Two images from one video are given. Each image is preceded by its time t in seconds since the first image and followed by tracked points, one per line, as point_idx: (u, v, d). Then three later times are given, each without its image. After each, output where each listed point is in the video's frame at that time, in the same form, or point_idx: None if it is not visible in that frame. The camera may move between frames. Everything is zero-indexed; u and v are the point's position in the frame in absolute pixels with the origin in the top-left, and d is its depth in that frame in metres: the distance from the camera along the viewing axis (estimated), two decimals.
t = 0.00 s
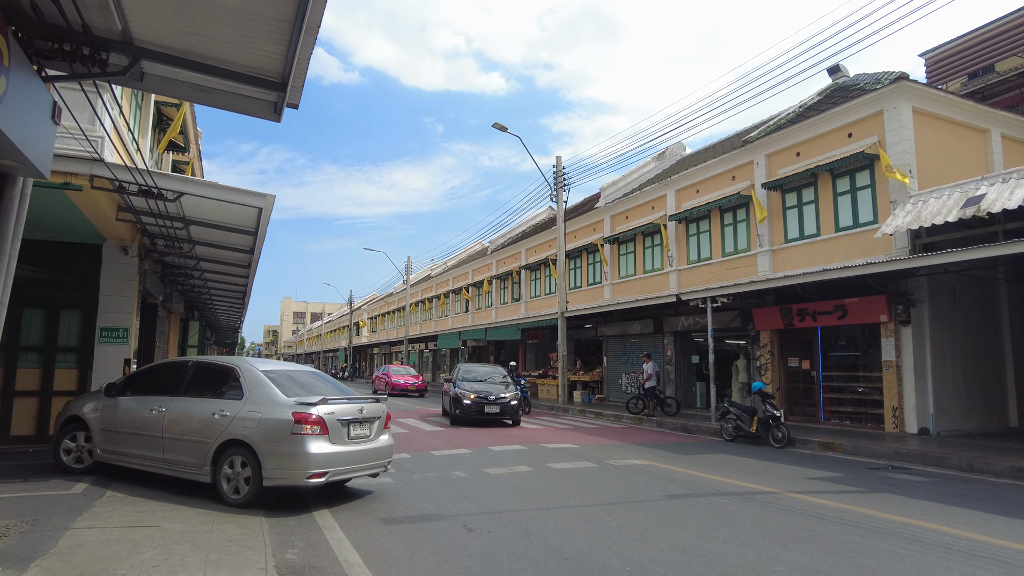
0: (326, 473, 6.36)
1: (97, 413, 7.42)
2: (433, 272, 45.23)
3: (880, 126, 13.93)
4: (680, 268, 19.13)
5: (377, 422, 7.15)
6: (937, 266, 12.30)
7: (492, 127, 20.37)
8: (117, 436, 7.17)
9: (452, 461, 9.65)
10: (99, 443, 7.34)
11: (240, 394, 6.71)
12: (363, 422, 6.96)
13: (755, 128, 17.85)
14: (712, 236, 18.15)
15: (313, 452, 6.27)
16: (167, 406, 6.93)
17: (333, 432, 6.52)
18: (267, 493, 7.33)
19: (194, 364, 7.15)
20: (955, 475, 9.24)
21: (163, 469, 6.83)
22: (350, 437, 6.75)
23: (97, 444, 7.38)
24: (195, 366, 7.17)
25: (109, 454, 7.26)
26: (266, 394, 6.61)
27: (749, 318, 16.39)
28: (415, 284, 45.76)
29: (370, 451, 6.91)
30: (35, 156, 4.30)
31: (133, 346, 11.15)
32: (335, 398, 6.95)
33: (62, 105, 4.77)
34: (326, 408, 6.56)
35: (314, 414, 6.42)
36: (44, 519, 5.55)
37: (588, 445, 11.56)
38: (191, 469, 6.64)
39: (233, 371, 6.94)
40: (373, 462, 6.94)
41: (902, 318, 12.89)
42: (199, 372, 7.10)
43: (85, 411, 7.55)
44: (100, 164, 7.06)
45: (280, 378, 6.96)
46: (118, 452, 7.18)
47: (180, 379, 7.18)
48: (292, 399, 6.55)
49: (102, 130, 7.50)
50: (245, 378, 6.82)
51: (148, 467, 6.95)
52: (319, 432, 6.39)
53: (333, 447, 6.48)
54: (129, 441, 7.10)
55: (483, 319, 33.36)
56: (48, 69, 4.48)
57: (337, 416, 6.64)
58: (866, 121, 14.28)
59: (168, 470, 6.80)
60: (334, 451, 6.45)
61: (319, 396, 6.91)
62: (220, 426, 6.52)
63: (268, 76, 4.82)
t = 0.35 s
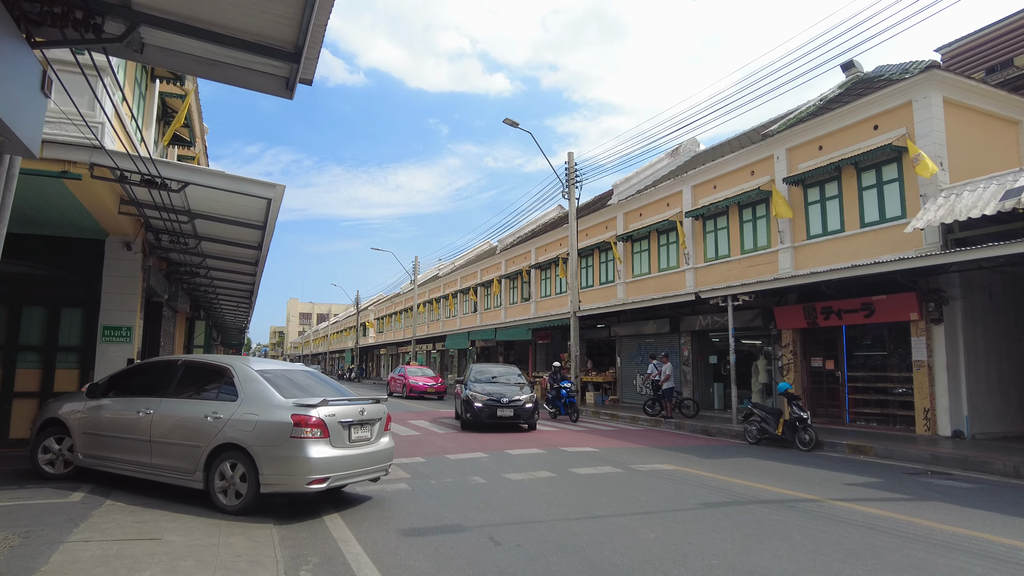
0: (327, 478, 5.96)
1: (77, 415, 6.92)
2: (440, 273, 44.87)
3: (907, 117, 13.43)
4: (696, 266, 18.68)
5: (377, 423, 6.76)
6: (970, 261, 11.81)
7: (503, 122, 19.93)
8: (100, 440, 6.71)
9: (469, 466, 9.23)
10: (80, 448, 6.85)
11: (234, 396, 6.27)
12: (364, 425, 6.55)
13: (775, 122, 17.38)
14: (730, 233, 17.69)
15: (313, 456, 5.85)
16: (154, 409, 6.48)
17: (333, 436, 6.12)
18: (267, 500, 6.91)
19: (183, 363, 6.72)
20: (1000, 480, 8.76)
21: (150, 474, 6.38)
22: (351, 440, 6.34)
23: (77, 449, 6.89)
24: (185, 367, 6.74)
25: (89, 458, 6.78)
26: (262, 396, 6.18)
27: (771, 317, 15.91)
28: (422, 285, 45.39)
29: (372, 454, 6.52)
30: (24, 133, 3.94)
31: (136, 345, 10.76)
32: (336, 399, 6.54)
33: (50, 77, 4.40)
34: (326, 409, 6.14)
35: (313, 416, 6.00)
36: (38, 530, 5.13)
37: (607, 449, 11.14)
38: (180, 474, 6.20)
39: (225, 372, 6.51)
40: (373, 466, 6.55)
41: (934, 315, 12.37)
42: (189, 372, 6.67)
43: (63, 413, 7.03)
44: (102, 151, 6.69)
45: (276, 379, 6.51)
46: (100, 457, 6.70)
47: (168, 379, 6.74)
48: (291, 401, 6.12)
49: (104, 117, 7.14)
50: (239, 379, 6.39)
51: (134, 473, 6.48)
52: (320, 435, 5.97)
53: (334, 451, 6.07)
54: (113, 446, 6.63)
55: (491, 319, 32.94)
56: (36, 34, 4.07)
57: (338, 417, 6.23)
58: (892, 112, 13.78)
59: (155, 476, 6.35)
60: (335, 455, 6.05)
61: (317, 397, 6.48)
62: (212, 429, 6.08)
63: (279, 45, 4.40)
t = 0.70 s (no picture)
0: (329, 484, 5.57)
1: (56, 418, 6.45)
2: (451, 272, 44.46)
3: (940, 108, 12.92)
4: (716, 264, 18.20)
5: (378, 425, 6.37)
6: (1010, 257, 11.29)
7: (516, 118, 19.52)
8: (82, 444, 6.26)
9: (489, 471, 8.80)
10: (61, 453, 6.38)
11: (229, 398, 5.84)
12: (366, 427, 6.16)
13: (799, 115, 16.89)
14: (751, 230, 17.21)
15: (314, 461, 5.46)
16: (142, 411, 6.04)
17: (335, 439, 5.73)
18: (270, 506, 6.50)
19: (173, 363, 6.29)
20: None
21: (138, 480, 5.94)
22: (353, 443, 5.94)
23: (56, 454, 6.42)
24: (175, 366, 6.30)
25: (71, 463, 6.32)
26: (260, 398, 5.77)
27: (796, 316, 15.45)
28: (432, 284, 45.01)
29: (373, 458, 6.13)
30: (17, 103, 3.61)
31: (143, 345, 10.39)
32: (337, 400, 6.13)
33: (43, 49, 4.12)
34: (326, 411, 5.74)
35: (314, 419, 5.61)
36: (36, 544, 4.74)
37: (631, 453, 10.69)
38: (170, 479, 5.77)
39: (219, 373, 6.08)
40: (374, 470, 6.15)
41: (971, 314, 11.88)
42: (178, 372, 6.24)
43: (40, 415, 6.56)
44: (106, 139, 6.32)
45: (274, 381, 6.09)
46: (82, 462, 6.25)
47: (156, 378, 6.30)
48: (290, 403, 5.72)
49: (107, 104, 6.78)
50: (235, 380, 5.97)
51: (120, 479, 6.04)
52: (321, 439, 5.58)
53: (337, 456, 5.68)
54: (96, 450, 6.17)
55: (503, 319, 32.51)
56: None
57: (339, 419, 5.84)
58: (924, 103, 13.27)
59: (144, 483, 5.91)
60: (336, 460, 5.65)
61: (318, 399, 6.07)
62: (206, 433, 5.65)
63: (296, 11, 4.03)
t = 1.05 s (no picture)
0: (324, 498, 5.18)
1: (28, 427, 6.00)
2: (457, 276, 44.07)
3: (970, 104, 12.49)
4: (733, 267, 17.77)
5: (373, 434, 5.98)
6: None
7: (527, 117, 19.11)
8: (55, 455, 5.82)
9: (506, 482, 8.38)
10: (33, 465, 5.94)
11: (217, 407, 5.43)
12: (360, 436, 5.77)
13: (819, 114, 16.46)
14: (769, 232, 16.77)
15: (308, 474, 5.07)
16: (123, 420, 5.63)
17: (330, 449, 5.34)
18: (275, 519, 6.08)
19: (155, 369, 5.88)
20: None
21: (119, 494, 5.52)
22: (348, 454, 5.56)
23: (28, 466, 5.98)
24: (157, 372, 5.88)
25: (44, 476, 5.88)
26: (251, 407, 5.37)
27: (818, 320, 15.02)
28: (439, 288, 44.61)
29: (368, 468, 5.74)
30: None
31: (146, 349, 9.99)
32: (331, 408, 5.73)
33: (31, 17, 4.30)
34: (319, 420, 5.33)
35: (308, 428, 5.21)
36: (27, 567, 4.33)
37: (652, 462, 10.25)
38: (153, 493, 5.36)
39: (205, 380, 5.67)
40: (368, 481, 5.76)
41: (1006, 318, 11.47)
42: (159, 378, 5.82)
43: (10, 424, 6.09)
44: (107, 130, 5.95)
45: (264, 390, 5.66)
46: (57, 474, 5.82)
47: (138, 384, 5.88)
48: (282, 412, 5.32)
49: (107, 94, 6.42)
50: (223, 387, 5.56)
51: (100, 493, 5.61)
52: (315, 450, 5.20)
53: (332, 467, 5.29)
54: (73, 462, 5.74)
55: (510, 322, 32.08)
56: None
57: (334, 428, 5.45)
58: (952, 99, 12.84)
59: (126, 497, 5.50)
60: (332, 472, 5.27)
61: (311, 407, 5.65)
62: (192, 443, 5.25)
63: None
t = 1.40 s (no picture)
0: (316, 509, 4.76)
1: None
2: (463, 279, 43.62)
3: (1001, 97, 12.03)
4: (750, 268, 17.31)
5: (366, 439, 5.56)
6: None
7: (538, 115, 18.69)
8: (25, 464, 5.39)
9: (524, 492, 7.94)
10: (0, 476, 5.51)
11: (201, 411, 5.00)
12: (353, 444, 5.34)
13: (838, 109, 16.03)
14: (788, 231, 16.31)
15: (299, 484, 4.65)
16: (98, 426, 5.19)
17: (321, 457, 4.93)
18: (276, 534, 5.59)
19: (134, 371, 5.43)
20: None
21: (93, 506, 5.09)
22: (341, 462, 5.14)
23: None
24: (137, 374, 5.44)
25: (14, 487, 5.44)
26: (237, 413, 4.93)
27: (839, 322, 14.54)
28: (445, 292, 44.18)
29: (362, 477, 5.32)
30: None
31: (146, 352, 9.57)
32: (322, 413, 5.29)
33: None
34: (309, 426, 4.91)
35: (297, 435, 4.79)
36: None
37: (676, 470, 9.78)
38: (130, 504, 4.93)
39: (188, 382, 5.23)
40: (361, 490, 5.33)
41: None
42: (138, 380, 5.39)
43: None
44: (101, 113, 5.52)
45: (250, 395, 5.21)
46: (26, 485, 5.38)
47: (116, 386, 5.43)
48: (269, 418, 4.89)
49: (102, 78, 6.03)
50: (207, 390, 5.13)
51: (74, 505, 5.18)
52: (306, 457, 4.78)
53: (324, 476, 4.87)
54: (43, 471, 5.31)
55: (518, 326, 31.60)
56: None
57: (325, 434, 5.03)
58: (981, 92, 12.39)
59: (101, 509, 5.06)
60: (323, 481, 4.85)
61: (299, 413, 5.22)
62: (172, 451, 4.82)
63: None
